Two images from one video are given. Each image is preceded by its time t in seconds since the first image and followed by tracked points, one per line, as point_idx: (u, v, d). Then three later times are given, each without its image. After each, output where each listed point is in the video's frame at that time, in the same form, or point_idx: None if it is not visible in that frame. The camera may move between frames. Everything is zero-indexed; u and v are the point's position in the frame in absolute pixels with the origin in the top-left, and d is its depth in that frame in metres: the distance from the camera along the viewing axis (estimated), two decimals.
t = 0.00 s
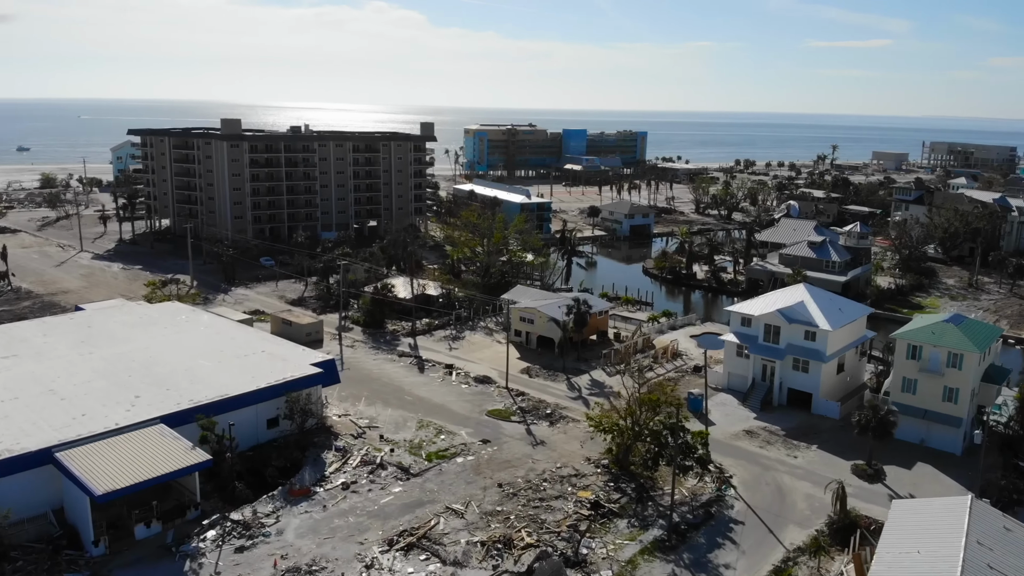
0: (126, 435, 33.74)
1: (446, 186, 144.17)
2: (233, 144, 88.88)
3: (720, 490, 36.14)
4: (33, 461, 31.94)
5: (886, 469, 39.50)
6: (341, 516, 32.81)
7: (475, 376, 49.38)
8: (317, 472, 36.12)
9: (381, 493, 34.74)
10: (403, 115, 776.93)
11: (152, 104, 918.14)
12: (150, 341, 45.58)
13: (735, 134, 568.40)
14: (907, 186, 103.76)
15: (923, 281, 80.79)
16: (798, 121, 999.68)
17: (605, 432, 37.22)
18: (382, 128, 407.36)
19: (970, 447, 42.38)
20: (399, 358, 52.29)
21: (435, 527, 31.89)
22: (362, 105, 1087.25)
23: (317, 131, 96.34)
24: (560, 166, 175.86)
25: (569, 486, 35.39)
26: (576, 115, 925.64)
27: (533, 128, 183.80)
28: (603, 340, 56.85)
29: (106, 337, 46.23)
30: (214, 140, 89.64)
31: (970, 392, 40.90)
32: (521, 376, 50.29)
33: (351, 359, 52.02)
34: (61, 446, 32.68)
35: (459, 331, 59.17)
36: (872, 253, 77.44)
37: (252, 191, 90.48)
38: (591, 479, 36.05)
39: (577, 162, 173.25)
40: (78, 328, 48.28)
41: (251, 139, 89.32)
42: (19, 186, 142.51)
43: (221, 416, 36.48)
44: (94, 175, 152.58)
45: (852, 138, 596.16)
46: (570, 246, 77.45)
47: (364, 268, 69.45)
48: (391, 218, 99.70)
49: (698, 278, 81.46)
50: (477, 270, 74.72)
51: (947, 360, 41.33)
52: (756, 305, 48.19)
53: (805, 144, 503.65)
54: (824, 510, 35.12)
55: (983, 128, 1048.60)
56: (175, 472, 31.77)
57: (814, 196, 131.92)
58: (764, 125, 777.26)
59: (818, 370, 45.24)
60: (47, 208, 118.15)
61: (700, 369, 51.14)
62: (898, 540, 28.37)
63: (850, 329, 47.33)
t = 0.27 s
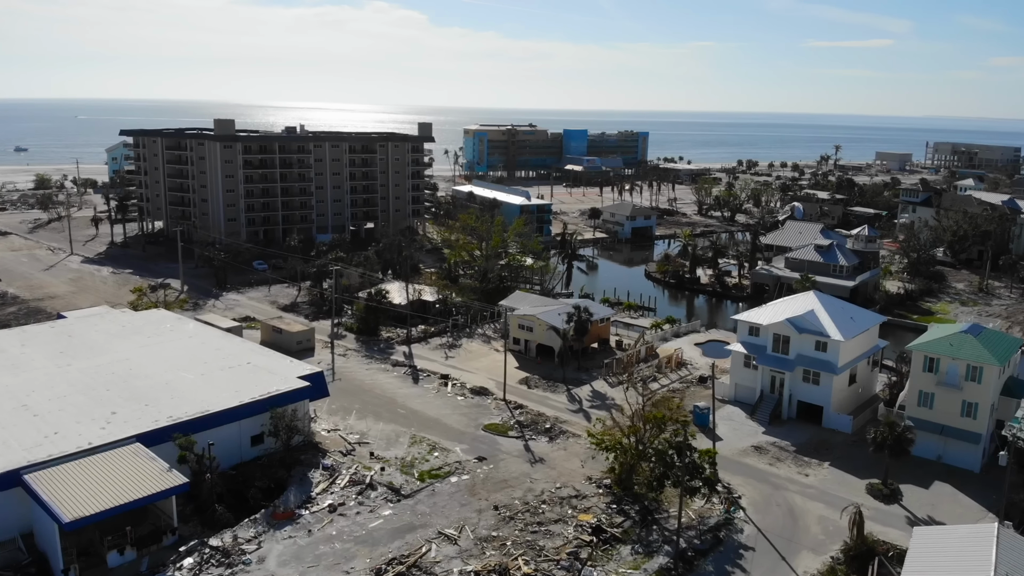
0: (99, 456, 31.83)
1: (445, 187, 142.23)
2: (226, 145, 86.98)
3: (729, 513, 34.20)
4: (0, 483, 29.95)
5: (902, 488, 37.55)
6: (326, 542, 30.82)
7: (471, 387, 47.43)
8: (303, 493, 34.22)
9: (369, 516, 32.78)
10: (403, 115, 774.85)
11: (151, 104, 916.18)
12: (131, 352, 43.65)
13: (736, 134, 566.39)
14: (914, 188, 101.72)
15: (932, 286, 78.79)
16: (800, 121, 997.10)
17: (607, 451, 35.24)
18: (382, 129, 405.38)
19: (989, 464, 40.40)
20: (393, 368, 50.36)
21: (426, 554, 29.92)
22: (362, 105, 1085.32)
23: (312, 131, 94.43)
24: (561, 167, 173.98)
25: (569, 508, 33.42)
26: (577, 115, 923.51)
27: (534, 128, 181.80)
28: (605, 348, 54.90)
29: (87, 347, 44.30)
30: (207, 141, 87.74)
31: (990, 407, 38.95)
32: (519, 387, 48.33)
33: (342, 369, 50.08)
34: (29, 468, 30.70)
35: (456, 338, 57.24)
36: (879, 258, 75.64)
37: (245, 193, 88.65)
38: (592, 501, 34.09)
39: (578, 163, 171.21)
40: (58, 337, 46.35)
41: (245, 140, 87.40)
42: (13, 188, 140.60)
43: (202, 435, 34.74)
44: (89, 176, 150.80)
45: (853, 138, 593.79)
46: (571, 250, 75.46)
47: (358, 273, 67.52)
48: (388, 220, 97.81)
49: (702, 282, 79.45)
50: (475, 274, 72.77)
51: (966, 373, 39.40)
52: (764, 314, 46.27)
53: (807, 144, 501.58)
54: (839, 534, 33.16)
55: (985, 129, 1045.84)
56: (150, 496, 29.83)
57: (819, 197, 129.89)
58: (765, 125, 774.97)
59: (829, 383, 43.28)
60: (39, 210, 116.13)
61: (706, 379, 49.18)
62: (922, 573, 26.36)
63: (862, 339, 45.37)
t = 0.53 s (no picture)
0: (69, 480, 29.92)
1: (444, 189, 140.23)
2: (219, 146, 85.05)
3: (738, 538, 32.25)
4: None
5: (920, 509, 35.58)
6: (309, 572, 28.82)
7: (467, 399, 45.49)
8: (286, 517, 32.29)
9: (357, 542, 30.81)
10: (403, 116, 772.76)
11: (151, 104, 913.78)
12: (111, 364, 41.71)
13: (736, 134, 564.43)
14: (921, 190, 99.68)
15: (942, 291, 76.79)
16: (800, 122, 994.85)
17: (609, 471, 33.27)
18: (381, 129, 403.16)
19: (1010, 483, 38.41)
20: (386, 378, 48.40)
21: None
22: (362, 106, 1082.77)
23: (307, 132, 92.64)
24: (561, 167, 171.97)
25: (569, 534, 31.46)
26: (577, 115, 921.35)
27: (534, 128, 179.80)
28: (607, 357, 52.95)
29: (64, 359, 42.36)
30: (200, 142, 85.82)
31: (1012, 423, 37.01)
32: (517, 399, 46.38)
33: (333, 381, 48.12)
34: None
35: (452, 346, 55.28)
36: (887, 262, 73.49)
37: (239, 195, 86.73)
38: (594, 525, 32.13)
39: (579, 164, 169.19)
40: (35, 348, 44.38)
41: (238, 141, 85.46)
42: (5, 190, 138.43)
43: (180, 455, 33.01)
44: (83, 177, 148.76)
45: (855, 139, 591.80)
46: (571, 254, 73.42)
47: (352, 278, 65.57)
48: (384, 222, 95.89)
49: (706, 286, 77.42)
50: (473, 279, 70.80)
51: (986, 388, 37.49)
52: (772, 324, 44.36)
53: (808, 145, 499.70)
54: (856, 561, 31.16)
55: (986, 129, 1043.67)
56: (120, 524, 27.81)
57: (823, 199, 127.90)
58: (766, 126, 772.87)
59: (841, 396, 41.36)
60: (31, 212, 114.12)
61: (711, 391, 47.21)
62: None
63: (875, 351, 43.46)
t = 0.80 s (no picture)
0: (35, 506, 27.99)
1: (443, 190, 138.26)
2: (211, 147, 83.14)
3: (748, 566, 30.30)
4: None
5: (940, 533, 33.58)
6: None
7: (462, 412, 43.56)
8: (268, 543, 30.33)
9: (342, 571, 28.80)
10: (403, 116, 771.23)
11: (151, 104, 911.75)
12: (89, 376, 39.82)
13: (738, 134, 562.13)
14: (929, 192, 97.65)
15: (952, 295, 74.74)
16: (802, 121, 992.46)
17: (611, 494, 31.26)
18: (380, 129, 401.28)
19: None
20: (379, 390, 46.44)
21: None
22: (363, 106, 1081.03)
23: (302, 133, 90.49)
24: (562, 168, 169.96)
25: (568, 562, 29.49)
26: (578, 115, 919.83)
27: (534, 128, 177.77)
28: (608, 367, 50.99)
29: (41, 372, 40.46)
30: (192, 143, 83.92)
31: None
32: (515, 410, 44.42)
33: (323, 393, 46.16)
34: None
35: (448, 355, 53.34)
36: (897, 265, 71.35)
37: (232, 197, 84.83)
38: (595, 552, 30.17)
39: (580, 164, 167.19)
40: (11, 359, 42.51)
41: (231, 142, 83.55)
42: None
43: (156, 477, 31.25)
44: (78, 178, 146.87)
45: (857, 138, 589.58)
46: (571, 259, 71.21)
47: (346, 283, 63.62)
48: (381, 225, 93.91)
49: (710, 291, 75.35)
50: (470, 284, 68.81)
51: (1009, 404, 35.49)
52: (782, 334, 42.47)
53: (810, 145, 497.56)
54: None
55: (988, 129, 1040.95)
56: (87, 555, 25.69)
57: (828, 200, 125.86)
58: (767, 125, 770.73)
59: (855, 411, 39.40)
60: (22, 214, 112.17)
61: (718, 404, 45.23)
62: None
63: (889, 362, 41.48)
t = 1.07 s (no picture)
0: None
1: (442, 191, 136.35)
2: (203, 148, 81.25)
3: None
4: None
5: (963, 560, 31.63)
6: None
7: (457, 426, 41.65)
8: (246, 573, 28.39)
9: None
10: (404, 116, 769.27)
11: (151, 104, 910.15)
12: (64, 390, 37.95)
13: (739, 135, 559.86)
14: (937, 194, 95.58)
15: (963, 301, 72.71)
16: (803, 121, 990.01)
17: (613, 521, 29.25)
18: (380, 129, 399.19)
19: None
20: (370, 403, 44.54)
21: None
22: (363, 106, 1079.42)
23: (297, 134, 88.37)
24: (562, 169, 167.90)
25: None
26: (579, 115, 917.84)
27: (534, 129, 175.76)
28: (610, 377, 49.04)
29: (14, 385, 38.57)
30: (184, 144, 82.05)
31: None
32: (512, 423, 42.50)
33: (313, 406, 44.29)
34: None
35: (444, 364, 51.42)
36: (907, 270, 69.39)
37: (225, 200, 82.95)
38: None
39: (581, 165, 165.16)
40: None
41: (224, 143, 81.65)
42: None
43: (129, 502, 29.35)
44: (72, 178, 144.94)
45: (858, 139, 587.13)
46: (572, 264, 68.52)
47: (339, 288, 61.63)
48: (378, 227, 91.97)
49: (714, 296, 73.20)
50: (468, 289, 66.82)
51: None
52: (792, 346, 40.54)
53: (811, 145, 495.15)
54: None
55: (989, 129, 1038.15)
56: None
57: (832, 202, 123.79)
58: (769, 126, 768.35)
59: (870, 428, 37.45)
60: (13, 216, 110.31)
61: (725, 418, 43.30)
62: None
63: (905, 376, 39.55)
